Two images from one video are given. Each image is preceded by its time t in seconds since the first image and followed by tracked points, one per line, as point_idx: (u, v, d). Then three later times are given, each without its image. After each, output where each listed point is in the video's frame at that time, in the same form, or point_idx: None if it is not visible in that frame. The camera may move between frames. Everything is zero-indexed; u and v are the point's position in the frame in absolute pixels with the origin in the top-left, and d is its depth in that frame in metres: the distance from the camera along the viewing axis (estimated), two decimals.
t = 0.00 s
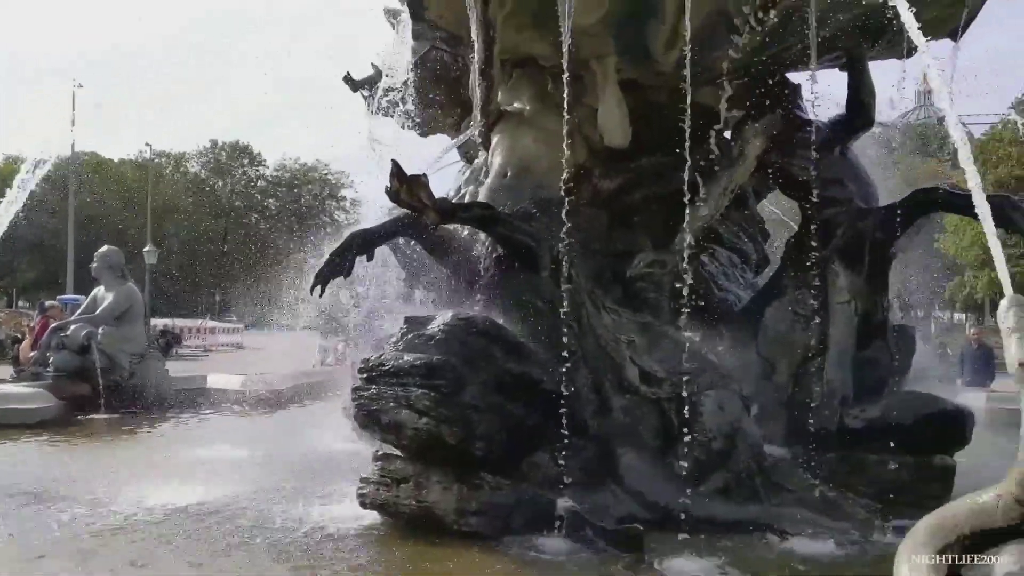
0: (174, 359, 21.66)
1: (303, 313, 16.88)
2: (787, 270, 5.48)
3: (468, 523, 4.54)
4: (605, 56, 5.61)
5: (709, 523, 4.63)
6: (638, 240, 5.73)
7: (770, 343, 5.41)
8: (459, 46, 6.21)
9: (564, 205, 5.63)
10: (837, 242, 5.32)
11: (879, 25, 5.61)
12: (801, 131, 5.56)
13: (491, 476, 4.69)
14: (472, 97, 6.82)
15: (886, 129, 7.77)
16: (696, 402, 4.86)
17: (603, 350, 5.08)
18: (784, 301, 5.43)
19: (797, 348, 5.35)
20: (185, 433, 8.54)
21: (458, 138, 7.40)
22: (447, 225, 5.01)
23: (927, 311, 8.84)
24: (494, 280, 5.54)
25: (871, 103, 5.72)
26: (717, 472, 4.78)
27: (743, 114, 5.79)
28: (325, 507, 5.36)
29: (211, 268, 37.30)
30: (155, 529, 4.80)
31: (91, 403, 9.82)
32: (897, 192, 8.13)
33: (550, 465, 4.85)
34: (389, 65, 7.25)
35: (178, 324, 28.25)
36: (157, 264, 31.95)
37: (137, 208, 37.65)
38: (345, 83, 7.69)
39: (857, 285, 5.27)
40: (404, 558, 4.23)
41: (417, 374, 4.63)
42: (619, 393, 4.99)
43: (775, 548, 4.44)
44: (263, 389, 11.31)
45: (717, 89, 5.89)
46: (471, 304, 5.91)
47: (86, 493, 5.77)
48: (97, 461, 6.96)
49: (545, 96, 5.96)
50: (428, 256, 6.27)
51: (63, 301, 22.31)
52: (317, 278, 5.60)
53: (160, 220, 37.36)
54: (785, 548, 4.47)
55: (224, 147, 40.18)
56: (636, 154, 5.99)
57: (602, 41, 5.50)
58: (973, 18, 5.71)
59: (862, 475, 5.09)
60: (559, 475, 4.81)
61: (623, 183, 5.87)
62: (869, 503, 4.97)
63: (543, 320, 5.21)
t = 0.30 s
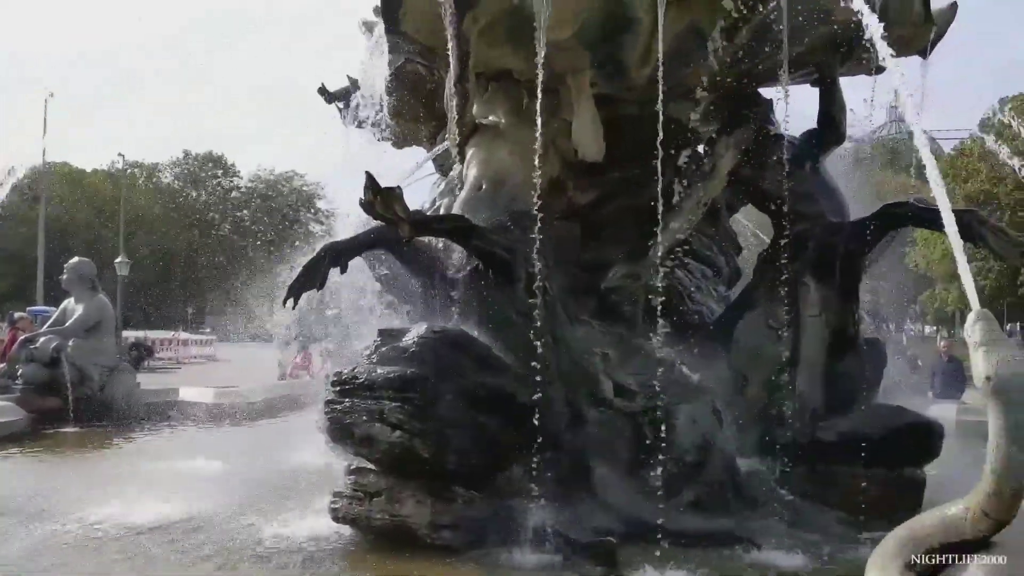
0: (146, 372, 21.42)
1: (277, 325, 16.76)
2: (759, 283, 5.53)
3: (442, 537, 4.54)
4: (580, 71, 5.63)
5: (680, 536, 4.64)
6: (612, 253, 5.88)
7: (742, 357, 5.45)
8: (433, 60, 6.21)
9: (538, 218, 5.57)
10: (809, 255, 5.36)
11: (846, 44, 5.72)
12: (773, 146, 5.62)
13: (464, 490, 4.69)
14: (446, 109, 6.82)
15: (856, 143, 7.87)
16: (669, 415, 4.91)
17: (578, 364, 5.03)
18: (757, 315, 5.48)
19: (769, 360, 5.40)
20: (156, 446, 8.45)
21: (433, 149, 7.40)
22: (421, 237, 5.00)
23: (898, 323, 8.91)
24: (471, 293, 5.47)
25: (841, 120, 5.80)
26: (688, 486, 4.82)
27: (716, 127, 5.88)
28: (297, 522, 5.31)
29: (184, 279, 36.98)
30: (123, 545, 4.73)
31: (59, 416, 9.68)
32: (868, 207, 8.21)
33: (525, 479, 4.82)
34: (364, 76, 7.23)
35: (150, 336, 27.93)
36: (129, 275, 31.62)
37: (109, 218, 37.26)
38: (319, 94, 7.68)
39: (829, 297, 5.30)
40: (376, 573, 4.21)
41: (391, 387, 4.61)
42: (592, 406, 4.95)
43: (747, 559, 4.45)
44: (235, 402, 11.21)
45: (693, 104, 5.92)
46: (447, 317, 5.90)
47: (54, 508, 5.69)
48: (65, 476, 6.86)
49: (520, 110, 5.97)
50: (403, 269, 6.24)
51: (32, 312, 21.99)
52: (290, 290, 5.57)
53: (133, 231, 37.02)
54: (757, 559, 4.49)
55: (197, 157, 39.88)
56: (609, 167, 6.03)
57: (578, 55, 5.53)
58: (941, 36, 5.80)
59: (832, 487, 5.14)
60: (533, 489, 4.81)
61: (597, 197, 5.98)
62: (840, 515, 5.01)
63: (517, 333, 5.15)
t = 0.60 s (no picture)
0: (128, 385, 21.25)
1: (260, 337, 16.67)
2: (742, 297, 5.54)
3: (425, 552, 4.54)
4: (566, 85, 5.71)
5: (664, 550, 4.63)
6: (597, 267, 5.82)
7: (726, 371, 5.45)
8: (418, 76, 6.23)
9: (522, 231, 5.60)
10: (794, 269, 5.33)
11: (831, 57, 5.74)
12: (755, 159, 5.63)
13: (448, 504, 4.67)
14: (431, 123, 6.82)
15: (839, 158, 7.93)
16: (653, 429, 4.88)
17: (562, 378, 5.03)
18: (743, 328, 5.46)
19: (753, 374, 5.39)
20: (137, 460, 8.39)
21: (418, 163, 7.41)
22: (405, 251, 5.00)
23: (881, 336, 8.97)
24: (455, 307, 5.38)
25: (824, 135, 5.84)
26: (672, 499, 4.80)
27: (699, 142, 5.86)
28: (279, 536, 5.28)
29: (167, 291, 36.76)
30: (105, 560, 4.69)
31: (40, 430, 9.56)
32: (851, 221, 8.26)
33: (509, 494, 4.78)
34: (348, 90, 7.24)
35: (133, 348, 27.71)
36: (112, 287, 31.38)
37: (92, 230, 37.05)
38: (304, 107, 7.68)
39: (812, 311, 5.30)
40: None
41: (375, 402, 4.60)
42: (577, 420, 4.96)
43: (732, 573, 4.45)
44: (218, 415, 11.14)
45: (672, 118, 6.02)
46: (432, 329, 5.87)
47: (33, 523, 5.63)
48: (44, 489, 6.79)
49: (504, 125, 5.99)
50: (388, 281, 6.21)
51: (13, 325, 21.77)
52: (273, 304, 5.55)
53: (116, 242, 36.80)
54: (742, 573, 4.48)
55: (181, 169, 39.76)
56: (593, 181, 6.02)
57: (563, 69, 5.61)
58: (921, 53, 5.85)
59: (816, 501, 5.14)
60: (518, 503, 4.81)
61: (582, 211, 5.95)
62: (823, 529, 5.01)
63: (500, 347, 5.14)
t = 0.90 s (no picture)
0: (116, 397, 21.15)
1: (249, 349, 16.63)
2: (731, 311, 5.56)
3: (414, 567, 4.52)
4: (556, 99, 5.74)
5: (657, 565, 4.63)
6: (588, 279, 5.74)
7: (716, 384, 5.49)
8: (409, 89, 6.24)
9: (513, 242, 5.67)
10: (783, 282, 5.35)
11: (820, 74, 5.77)
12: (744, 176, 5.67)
13: (438, 519, 4.64)
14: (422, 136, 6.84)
15: (828, 171, 7.97)
16: (643, 443, 4.89)
17: (552, 391, 5.09)
18: (732, 341, 5.51)
19: (742, 388, 5.42)
20: (125, 474, 8.33)
21: (410, 175, 7.42)
22: (396, 264, 5.00)
23: (871, 350, 8.99)
24: (444, 320, 5.35)
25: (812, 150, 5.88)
26: (662, 513, 4.79)
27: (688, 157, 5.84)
28: (268, 550, 5.26)
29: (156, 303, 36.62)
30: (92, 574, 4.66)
31: (26, 444, 9.44)
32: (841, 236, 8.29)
33: (499, 507, 4.80)
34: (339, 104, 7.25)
35: (122, 361, 27.57)
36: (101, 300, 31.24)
37: (81, 242, 36.94)
38: (295, 120, 7.68)
39: (801, 324, 5.30)
40: None
41: (365, 416, 4.58)
42: (567, 434, 4.99)
43: None
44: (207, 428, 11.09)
45: (662, 131, 5.94)
46: (422, 342, 5.84)
47: (20, 537, 5.59)
48: (32, 503, 6.74)
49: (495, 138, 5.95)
50: (377, 294, 6.19)
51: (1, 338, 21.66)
52: (263, 316, 5.54)
53: (105, 255, 36.68)
54: None
55: (172, 181, 39.70)
56: (583, 195, 5.99)
57: (551, 85, 5.65)
58: (909, 69, 5.89)
59: (806, 515, 5.13)
60: (508, 517, 4.79)
61: (571, 225, 5.92)
62: (813, 543, 5.01)
63: (491, 360, 5.11)
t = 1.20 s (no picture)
0: (107, 415, 21.04)
1: (241, 366, 16.58)
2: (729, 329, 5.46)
3: None
4: (548, 118, 5.78)
5: None
6: (581, 297, 5.75)
7: (709, 403, 5.41)
8: (401, 107, 6.25)
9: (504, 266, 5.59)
10: (775, 300, 5.37)
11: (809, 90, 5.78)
12: (735, 195, 5.72)
13: (431, 538, 4.63)
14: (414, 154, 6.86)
15: (819, 190, 8.00)
16: (637, 461, 4.93)
17: (545, 409, 5.05)
18: (726, 357, 5.44)
19: (735, 404, 5.36)
20: (115, 492, 8.28)
21: (402, 193, 7.44)
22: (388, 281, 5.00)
23: (863, 367, 9.00)
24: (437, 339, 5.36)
25: (802, 167, 5.93)
26: (657, 531, 4.79)
27: (680, 175, 5.91)
28: (259, 570, 5.22)
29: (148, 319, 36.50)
30: None
31: (14, 462, 9.35)
32: (832, 253, 8.32)
33: (491, 526, 4.76)
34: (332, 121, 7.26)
35: (113, 378, 27.43)
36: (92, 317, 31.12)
37: (73, 259, 36.86)
38: (288, 137, 7.69)
39: (793, 343, 5.31)
40: None
41: (357, 435, 4.58)
42: (560, 451, 4.98)
43: None
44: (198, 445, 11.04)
45: (653, 150, 6.03)
46: (414, 360, 5.84)
47: (9, 556, 5.55)
48: (20, 522, 6.68)
49: (487, 157, 6.05)
50: (370, 312, 6.17)
51: None
52: (255, 334, 5.52)
53: (97, 271, 36.59)
54: None
55: (164, 197, 39.65)
56: (576, 211, 5.99)
57: (544, 104, 5.67)
58: (899, 88, 5.92)
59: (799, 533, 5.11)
60: (500, 535, 4.75)
61: (565, 242, 5.93)
62: (807, 562, 4.98)
63: (485, 381, 5.07)
